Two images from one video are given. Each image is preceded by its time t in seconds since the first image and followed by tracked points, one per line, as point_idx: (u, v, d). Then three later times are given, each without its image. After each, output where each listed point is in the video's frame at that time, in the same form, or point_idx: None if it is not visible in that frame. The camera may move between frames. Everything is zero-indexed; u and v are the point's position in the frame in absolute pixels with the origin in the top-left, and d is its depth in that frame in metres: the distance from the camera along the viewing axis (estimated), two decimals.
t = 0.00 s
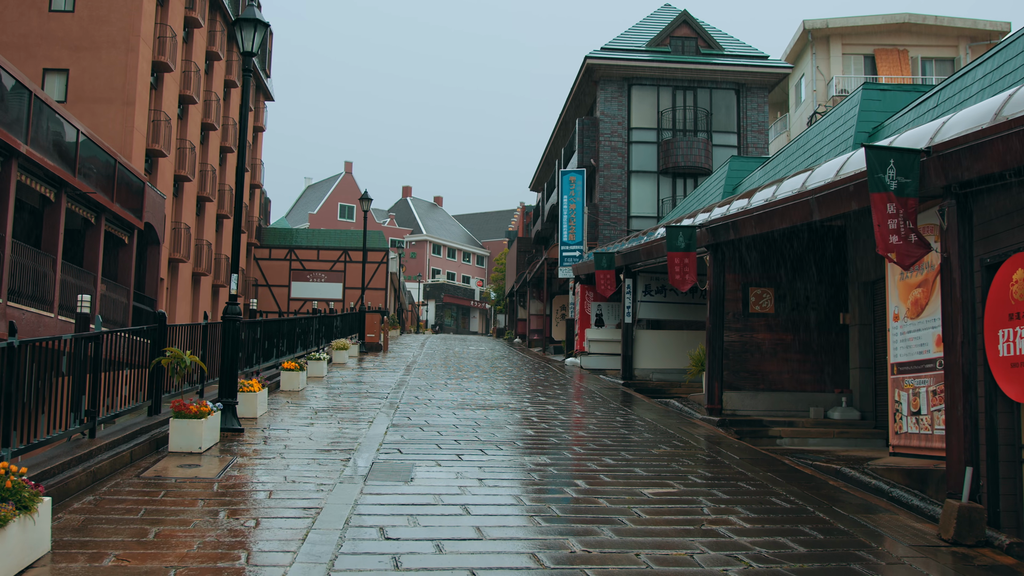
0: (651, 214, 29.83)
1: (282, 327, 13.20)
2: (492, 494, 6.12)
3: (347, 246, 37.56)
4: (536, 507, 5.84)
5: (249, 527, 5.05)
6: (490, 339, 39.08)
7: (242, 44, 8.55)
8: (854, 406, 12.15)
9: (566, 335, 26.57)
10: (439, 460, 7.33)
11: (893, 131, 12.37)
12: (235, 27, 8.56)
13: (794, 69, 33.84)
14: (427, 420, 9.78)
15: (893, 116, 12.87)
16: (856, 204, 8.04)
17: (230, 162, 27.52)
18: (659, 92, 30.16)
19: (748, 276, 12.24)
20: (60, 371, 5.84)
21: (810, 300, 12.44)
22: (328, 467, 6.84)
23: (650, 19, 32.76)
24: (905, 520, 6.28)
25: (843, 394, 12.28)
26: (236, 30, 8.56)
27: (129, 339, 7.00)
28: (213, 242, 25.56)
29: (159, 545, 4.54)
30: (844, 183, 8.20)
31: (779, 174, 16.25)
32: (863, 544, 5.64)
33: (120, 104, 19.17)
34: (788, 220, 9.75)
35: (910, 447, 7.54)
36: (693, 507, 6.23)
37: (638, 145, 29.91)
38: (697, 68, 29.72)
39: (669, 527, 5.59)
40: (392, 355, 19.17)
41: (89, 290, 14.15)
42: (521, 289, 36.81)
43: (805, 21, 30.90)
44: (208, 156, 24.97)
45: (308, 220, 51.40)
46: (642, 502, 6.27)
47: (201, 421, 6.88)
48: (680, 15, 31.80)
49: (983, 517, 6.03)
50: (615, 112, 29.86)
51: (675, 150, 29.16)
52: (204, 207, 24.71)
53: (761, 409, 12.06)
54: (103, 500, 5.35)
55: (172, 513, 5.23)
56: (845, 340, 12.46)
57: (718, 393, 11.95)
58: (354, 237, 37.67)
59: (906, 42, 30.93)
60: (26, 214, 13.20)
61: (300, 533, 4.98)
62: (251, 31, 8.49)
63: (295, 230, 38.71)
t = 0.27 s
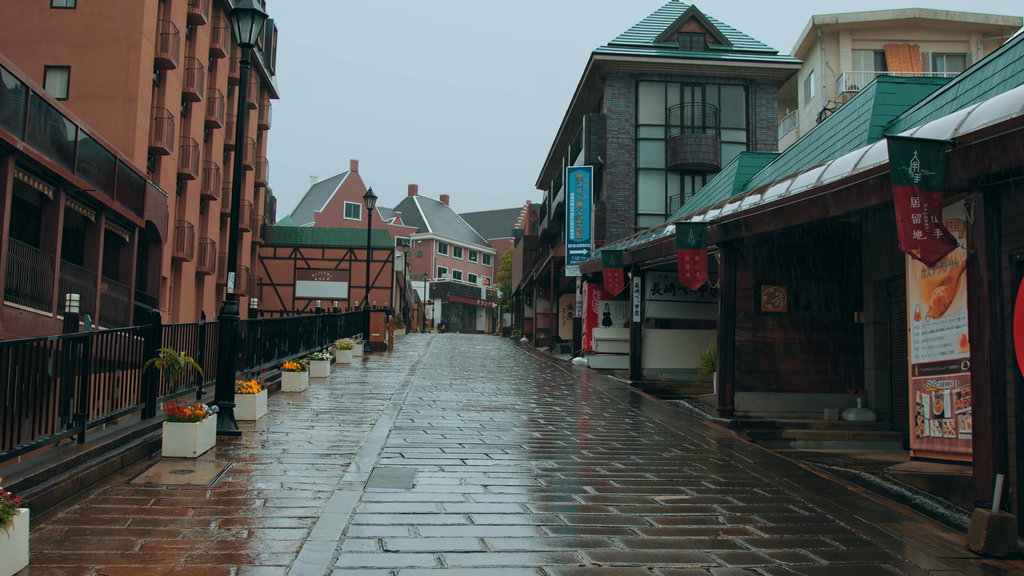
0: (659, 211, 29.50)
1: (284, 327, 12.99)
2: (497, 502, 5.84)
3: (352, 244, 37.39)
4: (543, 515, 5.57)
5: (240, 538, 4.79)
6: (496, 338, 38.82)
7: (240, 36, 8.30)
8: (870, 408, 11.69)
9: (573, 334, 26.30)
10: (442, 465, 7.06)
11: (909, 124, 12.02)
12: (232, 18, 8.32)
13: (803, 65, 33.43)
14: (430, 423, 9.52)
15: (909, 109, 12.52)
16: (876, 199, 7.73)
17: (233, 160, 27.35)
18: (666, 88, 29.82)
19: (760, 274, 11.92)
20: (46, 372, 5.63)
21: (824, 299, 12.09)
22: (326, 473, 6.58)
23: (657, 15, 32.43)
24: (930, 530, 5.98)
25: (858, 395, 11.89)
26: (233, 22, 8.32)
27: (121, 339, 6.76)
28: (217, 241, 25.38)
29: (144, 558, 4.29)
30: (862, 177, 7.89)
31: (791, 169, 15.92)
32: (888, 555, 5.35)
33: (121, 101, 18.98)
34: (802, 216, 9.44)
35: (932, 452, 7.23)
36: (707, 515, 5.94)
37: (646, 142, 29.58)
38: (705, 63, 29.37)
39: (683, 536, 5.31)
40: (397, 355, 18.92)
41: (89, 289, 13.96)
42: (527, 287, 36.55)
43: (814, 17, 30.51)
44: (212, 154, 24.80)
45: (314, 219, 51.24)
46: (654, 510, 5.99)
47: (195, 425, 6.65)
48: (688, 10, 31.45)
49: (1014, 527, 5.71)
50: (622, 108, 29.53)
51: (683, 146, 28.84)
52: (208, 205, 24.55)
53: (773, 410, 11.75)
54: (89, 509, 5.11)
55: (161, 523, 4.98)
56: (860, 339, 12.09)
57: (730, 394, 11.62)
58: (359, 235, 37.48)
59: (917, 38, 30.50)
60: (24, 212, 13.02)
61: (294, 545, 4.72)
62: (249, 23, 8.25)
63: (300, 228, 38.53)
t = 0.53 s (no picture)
0: (667, 208, 29.17)
1: (286, 326, 12.75)
2: (502, 511, 5.55)
3: (358, 243, 37.24)
4: (551, 525, 5.27)
5: (232, 550, 4.53)
6: (503, 337, 38.58)
7: (237, 26, 8.06)
8: (886, 409, 11.35)
9: (580, 333, 26.04)
10: (446, 470, 6.79)
11: (927, 117, 11.67)
12: (229, 7, 8.07)
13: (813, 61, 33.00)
14: (435, 425, 9.27)
15: (926, 102, 12.18)
16: (898, 193, 7.42)
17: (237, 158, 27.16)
18: (675, 84, 29.47)
19: (773, 272, 11.62)
20: (30, 376, 5.34)
21: (839, 297, 11.77)
22: (326, 479, 6.33)
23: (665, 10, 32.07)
24: (960, 540, 5.66)
25: (875, 396, 11.53)
26: (231, 12, 8.07)
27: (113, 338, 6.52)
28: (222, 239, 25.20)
29: None
30: (883, 169, 7.57)
31: (804, 165, 15.57)
32: (917, 568, 5.04)
33: (124, 98, 18.79)
34: (818, 211, 9.13)
35: (958, 457, 6.91)
36: (723, 524, 5.64)
37: (654, 139, 29.25)
38: (714, 59, 29.01)
39: (699, 548, 5.02)
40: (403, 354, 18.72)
41: (89, 288, 13.77)
42: (534, 286, 36.30)
43: (824, 12, 30.08)
44: (217, 152, 24.64)
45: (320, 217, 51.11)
46: (667, 518, 5.70)
47: (189, 429, 6.41)
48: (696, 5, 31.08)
49: None
50: (629, 105, 29.21)
51: (692, 143, 28.50)
52: (212, 203, 24.37)
53: (787, 412, 11.44)
54: (74, 519, 4.85)
55: (149, 533, 4.72)
56: (876, 339, 11.76)
57: (743, 395, 11.37)
58: (365, 233, 37.29)
59: (928, 32, 30.05)
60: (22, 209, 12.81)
61: (288, 558, 4.46)
62: (247, 13, 8.00)
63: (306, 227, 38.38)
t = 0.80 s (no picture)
0: (676, 206, 28.82)
1: (288, 326, 12.52)
2: (508, 523, 5.27)
3: (363, 241, 37.10)
4: (560, 537, 4.99)
5: (221, 565, 4.26)
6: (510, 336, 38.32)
7: (233, 16, 7.81)
8: (903, 411, 11.06)
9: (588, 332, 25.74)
10: (450, 477, 6.52)
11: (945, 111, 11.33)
12: None
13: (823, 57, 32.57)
14: (440, 428, 9.00)
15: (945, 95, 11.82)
16: (921, 187, 7.09)
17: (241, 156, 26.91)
18: (683, 80, 29.12)
19: (787, 270, 11.31)
20: (13, 379, 5.06)
21: (855, 296, 11.42)
22: (324, 486, 6.07)
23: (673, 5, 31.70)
24: (991, 553, 5.34)
25: (891, 398, 11.25)
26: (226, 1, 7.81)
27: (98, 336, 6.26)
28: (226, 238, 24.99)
29: None
30: (905, 162, 7.24)
31: (818, 160, 15.23)
32: None
33: (126, 95, 18.58)
34: (834, 207, 8.81)
35: (985, 464, 6.58)
36: (741, 535, 5.34)
37: (662, 135, 28.91)
38: (723, 55, 28.65)
39: (715, 563, 4.72)
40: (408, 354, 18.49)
41: (89, 287, 13.56)
42: (541, 284, 36.03)
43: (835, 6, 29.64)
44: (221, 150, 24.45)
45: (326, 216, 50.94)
46: (681, 529, 5.40)
47: (182, 434, 6.15)
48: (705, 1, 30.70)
49: None
50: (637, 101, 28.86)
51: (700, 140, 28.16)
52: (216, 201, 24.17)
53: (802, 414, 11.11)
54: (56, 531, 4.59)
55: (134, 546, 4.46)
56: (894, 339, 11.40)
57: (756, 397, 11.08)
58: (371, 232, 37.08)
59: (940, 27, 29.59)
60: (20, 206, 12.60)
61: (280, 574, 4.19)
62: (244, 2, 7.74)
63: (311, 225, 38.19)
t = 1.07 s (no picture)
0: (683, 204, 28.50)
1: (289, 326, 12.28)
2: (512, 535, 4.99)
3: (367, 241, 37.00)
4: (567, 551, 4.70)
5: None
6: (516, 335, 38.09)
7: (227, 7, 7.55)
8: (921, 414, 10.66)
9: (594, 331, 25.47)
10: (452, 484, 6.24)
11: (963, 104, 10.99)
12: None
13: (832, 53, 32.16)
14: (443, 431, 8.73)
15: (962, 88, 11.48)
16: (944, 180, 6.79)
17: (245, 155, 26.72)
18: (691, 76, 28.77)
19: (799, 268, 11.00)
20: None
21: (870, 295, 11.08)
22: (321, 494, 5.80)
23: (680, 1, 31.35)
24: None
25: (909, 399, 10.82)
26: None
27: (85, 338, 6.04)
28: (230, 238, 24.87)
29: None
30: (926, 154, 6.93)
31: (830, 156, 14.89)
32: None
33: (128, 93, 18.39)
34: (850, 203, 8.48)
35: (1014, 471, 6.27)
36: (759, 547, 5.05)
37: (670, 133, 28.57)
38: (731, 51, 28.30)
39: None
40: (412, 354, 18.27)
41: (87, 287, 13.34)
42: (548, 284, 35.76)
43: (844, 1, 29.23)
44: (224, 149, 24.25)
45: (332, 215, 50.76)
46: (696, 541, 5.11)
47: (173, 440, 5.91)
48: None
49: None
50: (644, 98, 28.53)
51: (708, 137, 27.82)
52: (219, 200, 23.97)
53: (815, 417, 10.79)
54: (34, 545, 4.34)
55: (115, 562, 4.19)
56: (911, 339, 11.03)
57: (769, 399, 10.77)
58: (376, 231, 36.89)
59: (951, 23, 29.16)
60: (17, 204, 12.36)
61: None
62: None
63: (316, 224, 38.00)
